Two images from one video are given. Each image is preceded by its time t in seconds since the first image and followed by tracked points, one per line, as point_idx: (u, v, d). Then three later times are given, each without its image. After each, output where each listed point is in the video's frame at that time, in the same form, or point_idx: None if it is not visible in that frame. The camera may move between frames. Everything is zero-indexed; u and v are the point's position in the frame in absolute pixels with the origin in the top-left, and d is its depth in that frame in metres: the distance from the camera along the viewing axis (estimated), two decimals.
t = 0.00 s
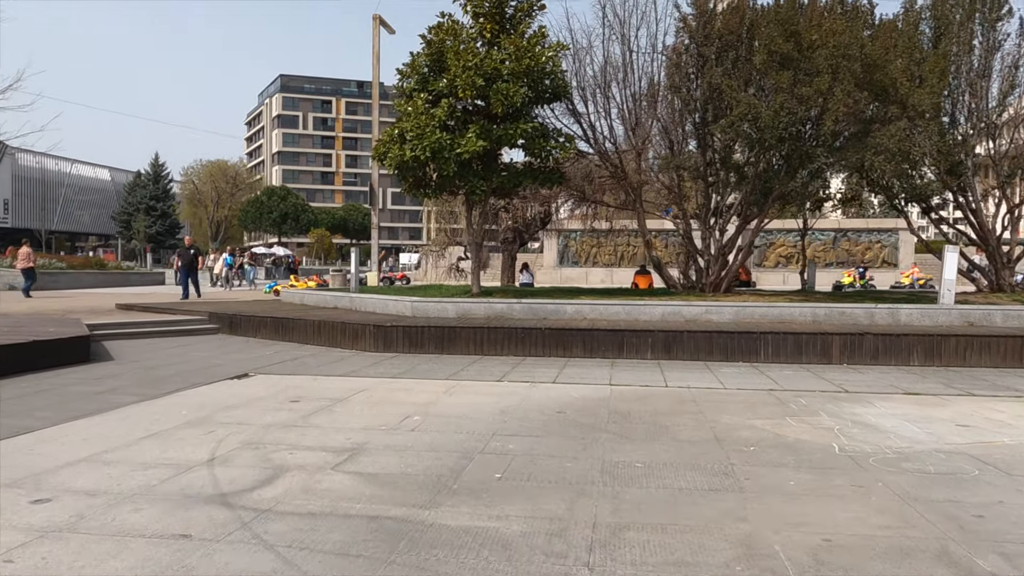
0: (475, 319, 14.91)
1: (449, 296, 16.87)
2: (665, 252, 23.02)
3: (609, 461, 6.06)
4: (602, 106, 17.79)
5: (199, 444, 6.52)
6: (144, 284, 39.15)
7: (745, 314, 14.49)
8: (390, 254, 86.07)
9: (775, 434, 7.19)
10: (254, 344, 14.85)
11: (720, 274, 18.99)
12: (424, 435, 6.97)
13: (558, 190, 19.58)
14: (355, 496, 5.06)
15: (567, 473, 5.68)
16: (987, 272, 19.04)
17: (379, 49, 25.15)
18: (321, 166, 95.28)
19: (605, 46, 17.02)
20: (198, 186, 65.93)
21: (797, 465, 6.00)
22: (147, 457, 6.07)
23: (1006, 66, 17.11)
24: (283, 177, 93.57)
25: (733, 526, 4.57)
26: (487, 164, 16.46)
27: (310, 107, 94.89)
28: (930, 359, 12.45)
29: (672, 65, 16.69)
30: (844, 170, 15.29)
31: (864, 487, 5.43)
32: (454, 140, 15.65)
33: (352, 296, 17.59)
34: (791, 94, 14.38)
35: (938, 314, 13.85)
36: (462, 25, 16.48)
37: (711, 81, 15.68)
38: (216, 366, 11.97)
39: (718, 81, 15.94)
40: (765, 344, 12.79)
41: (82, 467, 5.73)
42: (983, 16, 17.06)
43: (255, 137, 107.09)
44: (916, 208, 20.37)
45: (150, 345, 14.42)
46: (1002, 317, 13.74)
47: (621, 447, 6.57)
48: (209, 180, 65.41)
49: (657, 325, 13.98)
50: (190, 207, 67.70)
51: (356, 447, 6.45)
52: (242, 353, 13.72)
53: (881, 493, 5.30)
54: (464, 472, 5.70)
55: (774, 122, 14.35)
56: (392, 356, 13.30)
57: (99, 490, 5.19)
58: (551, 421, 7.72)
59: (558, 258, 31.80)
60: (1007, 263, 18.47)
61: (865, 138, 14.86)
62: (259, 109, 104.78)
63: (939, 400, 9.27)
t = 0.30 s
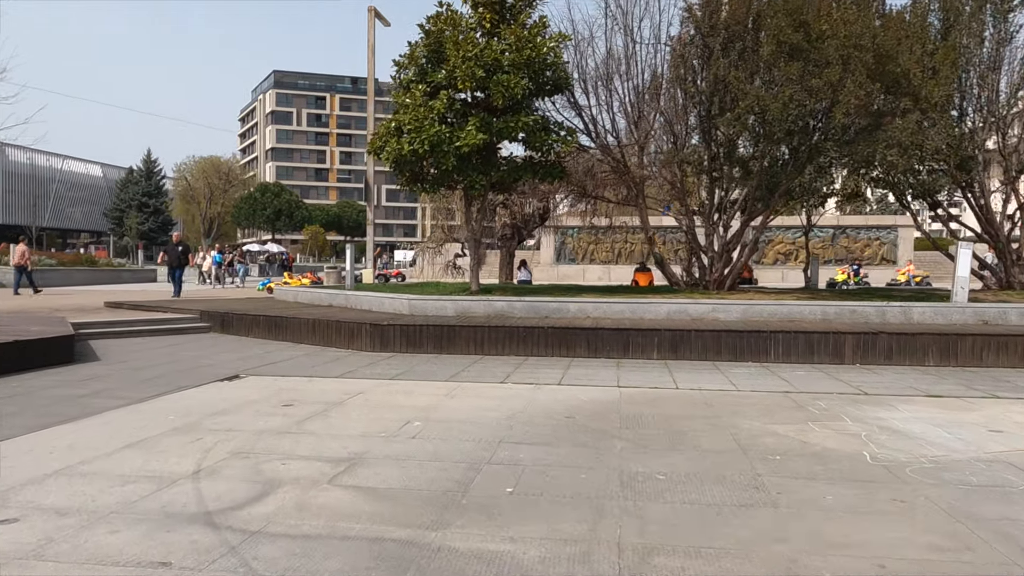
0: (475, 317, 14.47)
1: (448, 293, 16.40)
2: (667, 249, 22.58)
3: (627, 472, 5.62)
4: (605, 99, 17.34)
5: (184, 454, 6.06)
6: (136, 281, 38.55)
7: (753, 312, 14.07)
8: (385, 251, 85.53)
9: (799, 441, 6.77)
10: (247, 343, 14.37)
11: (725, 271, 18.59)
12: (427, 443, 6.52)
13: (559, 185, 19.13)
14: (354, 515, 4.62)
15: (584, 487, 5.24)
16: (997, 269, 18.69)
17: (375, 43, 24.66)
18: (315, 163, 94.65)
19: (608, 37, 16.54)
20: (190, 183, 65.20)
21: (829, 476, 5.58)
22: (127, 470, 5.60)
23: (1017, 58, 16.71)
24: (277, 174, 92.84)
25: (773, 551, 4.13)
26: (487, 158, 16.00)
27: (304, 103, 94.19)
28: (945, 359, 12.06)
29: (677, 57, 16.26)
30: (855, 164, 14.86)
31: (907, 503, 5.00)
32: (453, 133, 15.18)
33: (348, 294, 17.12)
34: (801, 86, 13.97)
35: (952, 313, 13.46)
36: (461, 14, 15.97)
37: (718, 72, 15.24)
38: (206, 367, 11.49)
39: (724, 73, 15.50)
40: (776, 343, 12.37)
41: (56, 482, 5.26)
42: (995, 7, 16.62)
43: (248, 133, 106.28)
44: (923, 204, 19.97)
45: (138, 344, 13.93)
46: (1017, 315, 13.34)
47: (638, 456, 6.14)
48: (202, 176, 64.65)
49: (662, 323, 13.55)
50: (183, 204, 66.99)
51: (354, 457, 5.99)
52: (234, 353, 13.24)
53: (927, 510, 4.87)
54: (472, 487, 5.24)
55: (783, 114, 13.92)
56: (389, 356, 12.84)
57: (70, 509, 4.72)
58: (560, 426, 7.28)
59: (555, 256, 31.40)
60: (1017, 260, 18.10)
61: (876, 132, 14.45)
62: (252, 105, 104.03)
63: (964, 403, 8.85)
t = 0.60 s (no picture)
0: (477, 317, 13.99)
1: (448, 292, 15.91)
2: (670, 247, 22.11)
3: (655, 488, 5.15)
4: (609, 91, 16.87)
5: (171, 467, 5.57)
6: (128, 280, 37.95)
7: (764, 311, 13.63)
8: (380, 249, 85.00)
9: (833, 451, 6.31)
10: (240, 344, 13.87)
11: (731, 268, 18.15)
12: (434, 454, 6.05)
13: (561, 181, 18.66)
14: (359, 541, 4.13)
15: (610, 506, 4.77)
16: (1009, 267, 18.30)
17: (371, 36, 24.11)
18: (309, 161, 93.98)
19: (612, 28, 16.07)
20: (183, 180, 64.50)
21: (874, 491, 5.12)
22: (107, 486, 5.11)
23: None
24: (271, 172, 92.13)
25: None
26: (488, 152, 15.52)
27: (298, 101, 93.48)
28: (965, 360, 11.63)
29: (684, 48, 15.82)
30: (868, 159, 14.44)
31: (966, 523, 4.55)
32: (453, 126, 14.69)
33: (344, 292, 16.62)
34: (814, 77, 13.55)
35: (969, 311, 13.04)
36: (462, 4, 15.49)
37: (726, 64, 14.81)
38: (197, 368, 10.98)
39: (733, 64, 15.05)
40: (789, 343, 11.94)
41: (28, 501, 4.77)
42: None
43: (242, 130, 105.47)
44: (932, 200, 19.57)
45: (127, 345, 13.42)
46: None
47: (663, 468, 5.67)
48: (194, 173, 63.87)
49: (671, 322, 13.10)
50: (176, 201, 66.32)
51: (356, 470, 5.52)
52: (226, 354, 12.74)
53: (990, 531, 4.42)
54: (487, 505, 4.78)
55: (795, 106, 13.49)
56: (388, 357, 12.36)
57: (41, 533, 4.23)
58: (575, 434, 6.81)
59: (552, 253, 30.95)
60: None
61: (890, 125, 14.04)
62: (246, 102, 103.23)
63: (995, 407, 8.42)
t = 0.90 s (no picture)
0: (484, 320, 13.58)
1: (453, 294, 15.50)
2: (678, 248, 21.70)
3: (687, 510, 4.74)
4: (618, 89, 16.46)
5: (162, 485, 5.17)
6: (127, 282, 37.57)
7: (780, 315, 13.23)
8: (381, 250, 84.64)
9: (872, 467, 5.89)
10: (240, 348, 13.46)
11: (742, 270, 17.72)
12: (445, 470, 5.64)
13: (567, 181, 18.26)
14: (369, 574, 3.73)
15: (641, 532, 4.35)
16: None
17: (373, 34, 23.70)
18: (310, 162, 93.64)
19: (622, 24, 15.67)
20: (184, 181, 64.13)
21: (926, 515, 4.71)
22: (92, 508, 4.71)
23: None
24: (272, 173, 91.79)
25: None
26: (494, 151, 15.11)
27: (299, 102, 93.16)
28: (991, 366, 11.21)
29: (696, 45, 15.41)
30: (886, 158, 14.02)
31: None
32: (458, 124, 14.28)
33: (346, 295, 16.22)
34: (831, 75, 13.15)
35: (992, 315, 12.62)
36: None
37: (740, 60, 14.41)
38: (194, 374, 10.57)
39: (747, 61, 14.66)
40: (808, 348, 11.52)
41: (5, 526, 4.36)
42: None
43: (243, 131, 105.15)
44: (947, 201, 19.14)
45: (123, 349, 13.01)
46: None
47: (693, 487, 5.26)
48: (195, 174, 63.54)
49: (685, 326, 12.69)
50: (177, 202, 65.95)
51: (362, 489, 5.11)
52: (225, 359, 12.33)
53: None
54: (506, 530, 4.37)
55: (812, 103, 13.08)
56: (392, 362, 11.95)
57: (15, 565, 3.83)
58: (594, 447, 6.40)
59: (555, 255, 30.55)
60: None
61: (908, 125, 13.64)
62: (247, 104, 102.91)
63: None
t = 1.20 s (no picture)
0: (493, 320, 13.13)
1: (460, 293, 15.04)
2: (690, 247, 21.22)
3: (730, 530, 4.29)
4: (631, 82, 16.01)
5: (153, 501, 4.73)
6: (130, 281, 37.20)
7: (800, 315, 12.76)
8: (384, 250, 84.27)
9: (923, 480, 5.43)
10: (241, 349, 13.03)
11: (756, 268, 17.22)
12: (461, 483, 5.20)
13: (578, 177, 17.80)
14: None
15: (683, 557, 3.90)
16: None
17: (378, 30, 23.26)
18: (314, 162, 93.31)
19: (635, 15, 15.21)
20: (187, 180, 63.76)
21: (996, 536, 4.25)
22: (75, 528, 4.27)
23: None
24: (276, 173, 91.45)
25: None
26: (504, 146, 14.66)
27: (303, 101, 92.80)
28: None
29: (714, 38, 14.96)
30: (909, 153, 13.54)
31: None
32: (467, 117, 13.84)
33: (351, 294, 15.78)
34: (854, 65, 12.66)
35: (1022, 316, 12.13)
36: None
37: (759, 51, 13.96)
38: (194, 376, 10.14)
39: (765, 52, 14.19)
40: (833, 350, 11.05)
41: None
42: None
43: (246, 131, 104.84)
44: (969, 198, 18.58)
45: (120, 350, 12.59)
46: None
47: (733, 503, 4.81)
48: (198, 173, 63.19)
49: (702, 327, 12.23)
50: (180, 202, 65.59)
51: (371, 506, 4.66)
52: (226, 360, 11.90)
53: None
54: (533, 555, 3.91)
55: (834, 95, 12.61)
56: (399, 364, 11.51)
57: None
58: (620, 458, 5.94)
59: (561, 254, 30.09)
60: None
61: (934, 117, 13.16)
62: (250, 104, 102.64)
63: None
